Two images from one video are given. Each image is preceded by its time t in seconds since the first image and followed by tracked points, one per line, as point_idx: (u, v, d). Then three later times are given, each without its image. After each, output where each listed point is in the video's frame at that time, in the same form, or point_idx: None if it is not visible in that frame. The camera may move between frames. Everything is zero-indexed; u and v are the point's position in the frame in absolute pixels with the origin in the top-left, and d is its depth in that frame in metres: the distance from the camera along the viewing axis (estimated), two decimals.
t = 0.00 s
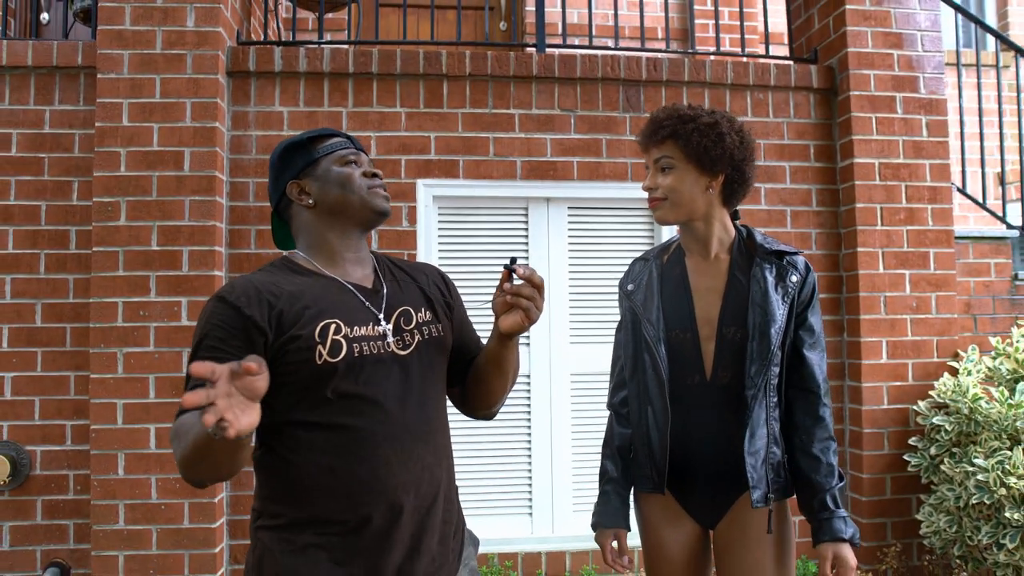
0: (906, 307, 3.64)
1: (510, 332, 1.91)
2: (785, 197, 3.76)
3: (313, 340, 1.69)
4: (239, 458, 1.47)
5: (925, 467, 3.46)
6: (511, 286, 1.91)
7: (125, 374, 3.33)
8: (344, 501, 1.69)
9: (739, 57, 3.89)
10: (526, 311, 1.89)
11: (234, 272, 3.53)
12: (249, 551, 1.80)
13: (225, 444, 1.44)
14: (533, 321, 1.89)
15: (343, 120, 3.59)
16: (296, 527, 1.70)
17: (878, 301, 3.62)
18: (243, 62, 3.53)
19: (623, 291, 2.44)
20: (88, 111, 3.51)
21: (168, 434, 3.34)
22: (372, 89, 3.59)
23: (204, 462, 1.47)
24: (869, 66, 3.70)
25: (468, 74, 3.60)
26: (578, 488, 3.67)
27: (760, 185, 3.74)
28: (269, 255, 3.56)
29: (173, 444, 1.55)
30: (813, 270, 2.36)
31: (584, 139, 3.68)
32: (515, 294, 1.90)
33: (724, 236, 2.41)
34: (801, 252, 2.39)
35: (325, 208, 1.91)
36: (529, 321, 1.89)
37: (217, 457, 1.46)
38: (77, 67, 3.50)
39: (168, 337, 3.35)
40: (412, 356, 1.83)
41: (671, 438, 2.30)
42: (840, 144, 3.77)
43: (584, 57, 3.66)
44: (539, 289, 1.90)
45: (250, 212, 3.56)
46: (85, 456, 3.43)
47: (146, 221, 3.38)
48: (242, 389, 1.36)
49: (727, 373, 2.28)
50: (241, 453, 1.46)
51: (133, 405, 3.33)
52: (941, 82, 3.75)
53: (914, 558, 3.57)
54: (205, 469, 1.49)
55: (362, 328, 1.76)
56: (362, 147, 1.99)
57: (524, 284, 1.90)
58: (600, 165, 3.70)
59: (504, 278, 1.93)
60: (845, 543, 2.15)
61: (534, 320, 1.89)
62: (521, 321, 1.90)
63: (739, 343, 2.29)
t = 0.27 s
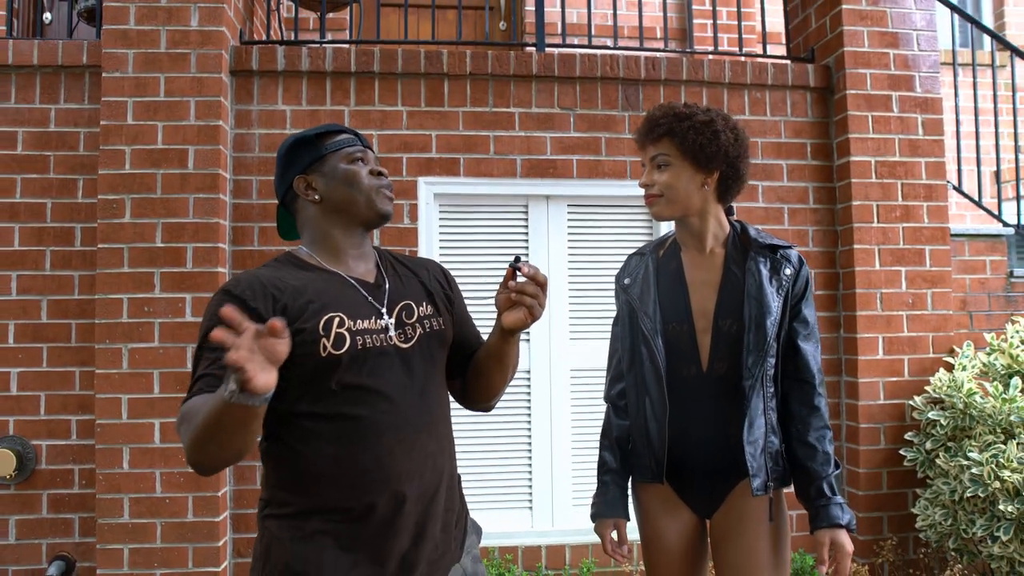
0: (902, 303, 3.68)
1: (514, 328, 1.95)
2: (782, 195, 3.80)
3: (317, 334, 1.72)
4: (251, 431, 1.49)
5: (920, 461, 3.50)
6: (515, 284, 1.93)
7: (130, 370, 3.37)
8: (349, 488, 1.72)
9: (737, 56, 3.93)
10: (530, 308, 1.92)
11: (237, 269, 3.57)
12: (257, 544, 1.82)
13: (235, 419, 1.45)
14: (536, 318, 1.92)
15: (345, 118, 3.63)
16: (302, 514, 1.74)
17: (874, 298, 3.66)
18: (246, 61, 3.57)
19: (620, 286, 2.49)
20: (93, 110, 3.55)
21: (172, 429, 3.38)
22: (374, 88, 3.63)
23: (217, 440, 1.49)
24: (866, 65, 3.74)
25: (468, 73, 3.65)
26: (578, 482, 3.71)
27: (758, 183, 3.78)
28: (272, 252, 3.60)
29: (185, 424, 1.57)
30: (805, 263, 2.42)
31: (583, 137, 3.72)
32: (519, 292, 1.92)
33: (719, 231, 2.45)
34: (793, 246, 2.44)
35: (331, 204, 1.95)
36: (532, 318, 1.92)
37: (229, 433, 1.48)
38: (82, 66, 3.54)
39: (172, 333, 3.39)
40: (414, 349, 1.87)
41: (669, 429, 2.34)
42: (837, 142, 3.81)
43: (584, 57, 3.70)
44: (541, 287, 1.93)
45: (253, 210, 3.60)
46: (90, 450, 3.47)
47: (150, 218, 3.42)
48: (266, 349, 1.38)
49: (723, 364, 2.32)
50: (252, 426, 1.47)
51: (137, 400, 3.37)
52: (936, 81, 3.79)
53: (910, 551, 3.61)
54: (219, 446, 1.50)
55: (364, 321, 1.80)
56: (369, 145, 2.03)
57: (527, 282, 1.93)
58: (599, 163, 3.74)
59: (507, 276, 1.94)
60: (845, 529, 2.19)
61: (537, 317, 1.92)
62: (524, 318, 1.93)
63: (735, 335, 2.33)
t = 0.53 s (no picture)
0: (899, 300, 3.72)
1: (512, 317, 1.99)
2: (780, 192, 3.84)
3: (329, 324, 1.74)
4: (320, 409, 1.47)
5: (916, 456, 3.54)
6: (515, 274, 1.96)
7: (134, 364, 3.41)
8: (364, 476, 1.74)
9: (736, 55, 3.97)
10: (528, 297, 1.96)
11: (241, 265, 3.61)
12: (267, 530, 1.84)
13: (311, 393, 1.44)
14: (535, 307, 1.96)
15: (347, 116, 3.66)
16: (315, 504, 1.74)
17: (871, 294, 3.70)
18: (250, 59, 3.60)
19: (618, 279, 2.54)
20: (98, 107, 3.59)
21: (177, 423, 3.41)
22: (376, 86, 3.67)
23: (283, 419, 1.46)
24: (863, 64, 3.78)
25: (469, 71, 3.68)
26: (578, 476, 3.75)
27: (756, 180, 3.82)
28: (275, 248, 3.63)
29: (235, 412, 1.51)
30: (800, 256, 2.45)
31: (583, 135, 3.76)
32: (519, 282, 1.95)
33: (715, 226, 2.50)
34: (789, 240, 2.48)
35: (338, 200, 1.95)
36: (531, 307, 1.97)
37: (301, 410, 1.45)
38: (87, 64, 3.57)
39: (176, 329, 3.43)
40: (419, 339, 1.91)
41: (667, 420, 2.38)
42: (834, 140, 3.85)
43: (584, 55, 3.74)
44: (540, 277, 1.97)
45: (257, 206, 3.63)
46: (95, 445, 3.51)
47: (154, 215, 3.45)
48: (374, 321, 1.40)
49: (720, 356, 2.36)
50: (325, 403, 1.46)
51: (142, 394, 3.40)
52: (933, 80, 3.83)
53: (906, 544, 3.65)
54: (282, 428, 1.46)
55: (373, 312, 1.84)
56: (379, 142, 2.02)
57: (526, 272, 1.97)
58: (599, 160, 3.78)
59: (507, 266, 2.00)
60: (836, 517, 2.23)
61: (536, 306, 1.96)
62: (524, 307, 1.97)
63: (732, 327, 2.37)
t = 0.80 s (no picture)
0: (897, 296, 3.75)
1: (514, 313, 2.02)
2: (779, 190, 3.87)
3: (353, 316, 1.79)
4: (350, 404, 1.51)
5: (915, 451, 3.56)
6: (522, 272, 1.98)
7: (138, 361, 3.43)
8: (393, 466, 1.75)
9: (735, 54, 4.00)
10: (531, 294, 2.00)
11: (244, 262, 3.63)
12: (282, 528, 1.85)
13: (344, 390, 1.47)
14: (537, 303, 2.00)
15: (350, 114, 3.69)
16: (342, 499, 1.74)
17: (869, 291, 3.73)
18: (253, 57, 3.63)
19: (618, 274, 2.57)
20: (101, 105, 3.61)
21: (180, 419, 3.43)
22: (378, 84, 3.70)
23: (315, 415, 1.49)
24: (861, 63, 3.81)
25: (471, 70, 3.71)
26: (579, 472, 3.77)
27: (755, 178, 3.85)
28: (278, 245, 3.66)
29: (264, 408, 1.53)
30: (798, 251, 2.48)
31: (584, 133, 3.79)
32: (524, 279, 1.97)
33: (715, 221, 2.52)
34: (787, 235, 2.51)
35: (354, 203, 1.98)
36: (533, 304, 2.00)
37: (333, 406, 1.48)
38: (91, 62, 3.60)
39: (180, 325, 3.45)
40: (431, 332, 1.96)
41: (668, 414, 2.41)
42: (832, 138, 3.88)
43: (584, 54, 3.76)
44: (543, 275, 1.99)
45: (259, 204, 3.66)
46: (99, 440, 3.53)
47: (158, 212, 3.48)
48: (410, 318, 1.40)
49: (720, 350, 2.39)
50: (356, 398, 1.49)
51: (145, 390, 3.42)
52: (930, 79, 3.86)
53: (903, 540, 3.68)
54: (314, 423, 1.50)
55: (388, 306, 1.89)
56: (401, 150, 2.05)
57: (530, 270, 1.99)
58: (599, 158, 3.80)
59: (512, 263, 2.03)
60: (838, 506, 2.27)
61: (538, 303, 1.99)
62: (526, 304, 2.00)
63: (731, 321, 2.40)
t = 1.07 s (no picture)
0: (895, 294, 3.77)
1: (521, 309, 2.03)
2: (778, 188, 3.89)
3: (369, 313, 1.82)
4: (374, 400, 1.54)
5: (913, 447, 3.58)
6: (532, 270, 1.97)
7: (140, 357, 3.44)
8: (402, 460, 1.77)
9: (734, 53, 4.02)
10: (539, 291, 2.01)
11: (246, 259, 3.65)
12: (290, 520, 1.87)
13: (371, 385, 1.49)
14: (545, 301, 2.00)
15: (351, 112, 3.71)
16: (351, 493, 1.76)
17: (868, 288, 3.75)
18: (254, 55, 3.64)
19: (619, 270, 2.59)
20: (104, 103, 3.63)
21: (182, 415, 3.45)
22: (380, 82, 3.71)
23: (340, 411, 1.51)
24: (860, 62, 3.83)
25: (472, 68, 3.73)
26: (579, 468, 3.79)
27: (754, 176, 3.87)
28: (280, 243, 3.67)
29: (286, 406, 1.55)
30: (798, 247, 2.50)
31: (584, 131, 3.81)
32: (534, 277, 1.97)
33: (715, 217, 2.55)
34: (786, 231, 2.53)
35: (361, 199, 2.00)
36: (541, 301, 2.00)
37: (358, 402, 1.51)
38: (94, 60, 3.61)
39: (182, 322, 3.46)
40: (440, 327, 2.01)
41: (669, 408, 2.44)
42: (831, 137, 3.90)
43: (584, 52, 3.79)
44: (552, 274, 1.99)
45: (261, 201, 3.67)
46: (101, 437, 3.54)
47: (160, 209, 3.49)
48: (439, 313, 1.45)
49: (721, 344, 2.42)
50: (379, 394, 1.52)
51: (148, 386, 3.44)
52: (928, 78, 3.88)
53: (902, 535, 3.70)
54: (338, 419, 1.52)
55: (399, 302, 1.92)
56: (408, 151, 2.07)
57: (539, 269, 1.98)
58: (600, 156, 3.82)
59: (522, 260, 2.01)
60: (839, 498, 2.29)
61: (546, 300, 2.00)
62: (534, 301, 2.02)
63: (732, 316, 2.42)
